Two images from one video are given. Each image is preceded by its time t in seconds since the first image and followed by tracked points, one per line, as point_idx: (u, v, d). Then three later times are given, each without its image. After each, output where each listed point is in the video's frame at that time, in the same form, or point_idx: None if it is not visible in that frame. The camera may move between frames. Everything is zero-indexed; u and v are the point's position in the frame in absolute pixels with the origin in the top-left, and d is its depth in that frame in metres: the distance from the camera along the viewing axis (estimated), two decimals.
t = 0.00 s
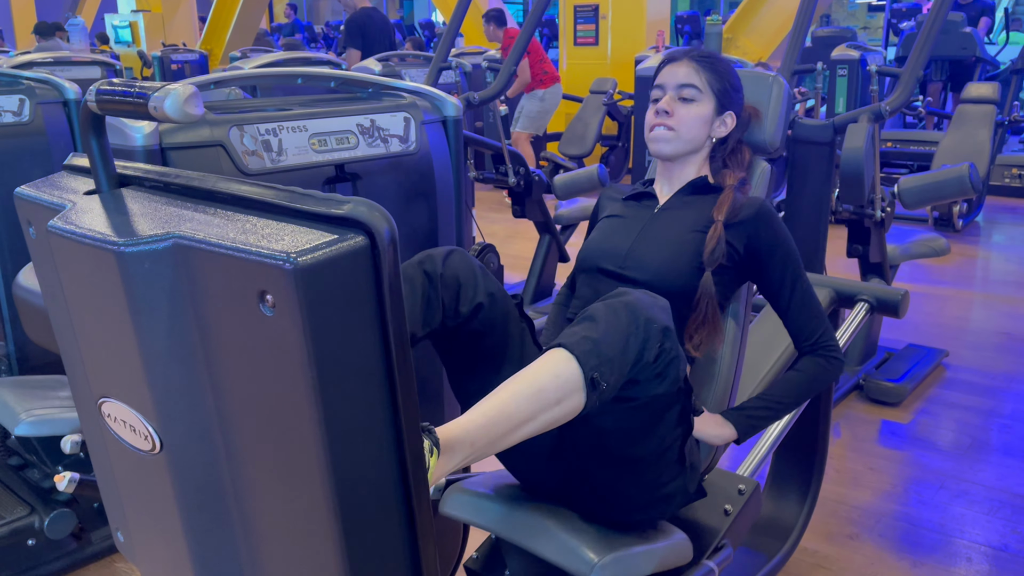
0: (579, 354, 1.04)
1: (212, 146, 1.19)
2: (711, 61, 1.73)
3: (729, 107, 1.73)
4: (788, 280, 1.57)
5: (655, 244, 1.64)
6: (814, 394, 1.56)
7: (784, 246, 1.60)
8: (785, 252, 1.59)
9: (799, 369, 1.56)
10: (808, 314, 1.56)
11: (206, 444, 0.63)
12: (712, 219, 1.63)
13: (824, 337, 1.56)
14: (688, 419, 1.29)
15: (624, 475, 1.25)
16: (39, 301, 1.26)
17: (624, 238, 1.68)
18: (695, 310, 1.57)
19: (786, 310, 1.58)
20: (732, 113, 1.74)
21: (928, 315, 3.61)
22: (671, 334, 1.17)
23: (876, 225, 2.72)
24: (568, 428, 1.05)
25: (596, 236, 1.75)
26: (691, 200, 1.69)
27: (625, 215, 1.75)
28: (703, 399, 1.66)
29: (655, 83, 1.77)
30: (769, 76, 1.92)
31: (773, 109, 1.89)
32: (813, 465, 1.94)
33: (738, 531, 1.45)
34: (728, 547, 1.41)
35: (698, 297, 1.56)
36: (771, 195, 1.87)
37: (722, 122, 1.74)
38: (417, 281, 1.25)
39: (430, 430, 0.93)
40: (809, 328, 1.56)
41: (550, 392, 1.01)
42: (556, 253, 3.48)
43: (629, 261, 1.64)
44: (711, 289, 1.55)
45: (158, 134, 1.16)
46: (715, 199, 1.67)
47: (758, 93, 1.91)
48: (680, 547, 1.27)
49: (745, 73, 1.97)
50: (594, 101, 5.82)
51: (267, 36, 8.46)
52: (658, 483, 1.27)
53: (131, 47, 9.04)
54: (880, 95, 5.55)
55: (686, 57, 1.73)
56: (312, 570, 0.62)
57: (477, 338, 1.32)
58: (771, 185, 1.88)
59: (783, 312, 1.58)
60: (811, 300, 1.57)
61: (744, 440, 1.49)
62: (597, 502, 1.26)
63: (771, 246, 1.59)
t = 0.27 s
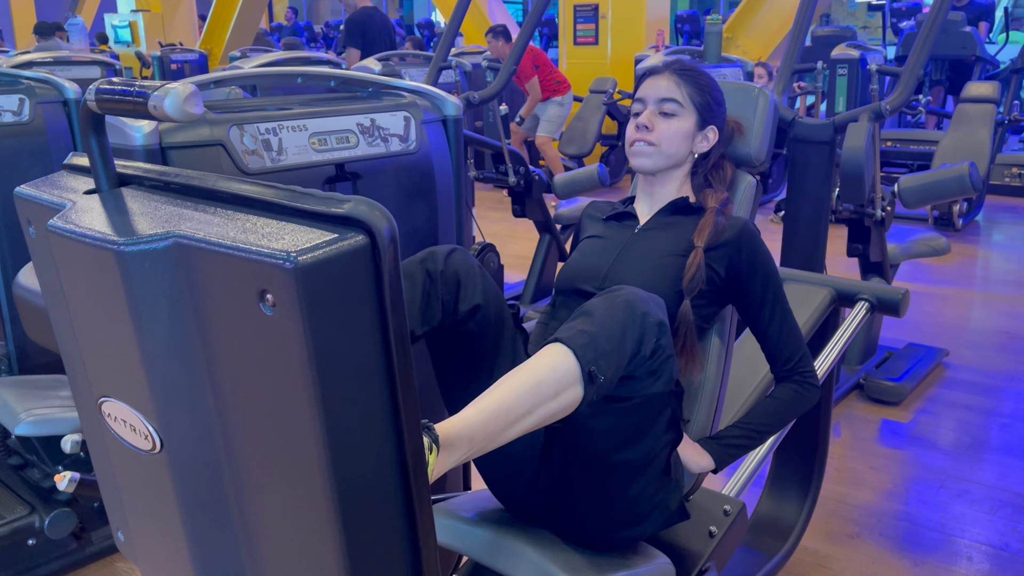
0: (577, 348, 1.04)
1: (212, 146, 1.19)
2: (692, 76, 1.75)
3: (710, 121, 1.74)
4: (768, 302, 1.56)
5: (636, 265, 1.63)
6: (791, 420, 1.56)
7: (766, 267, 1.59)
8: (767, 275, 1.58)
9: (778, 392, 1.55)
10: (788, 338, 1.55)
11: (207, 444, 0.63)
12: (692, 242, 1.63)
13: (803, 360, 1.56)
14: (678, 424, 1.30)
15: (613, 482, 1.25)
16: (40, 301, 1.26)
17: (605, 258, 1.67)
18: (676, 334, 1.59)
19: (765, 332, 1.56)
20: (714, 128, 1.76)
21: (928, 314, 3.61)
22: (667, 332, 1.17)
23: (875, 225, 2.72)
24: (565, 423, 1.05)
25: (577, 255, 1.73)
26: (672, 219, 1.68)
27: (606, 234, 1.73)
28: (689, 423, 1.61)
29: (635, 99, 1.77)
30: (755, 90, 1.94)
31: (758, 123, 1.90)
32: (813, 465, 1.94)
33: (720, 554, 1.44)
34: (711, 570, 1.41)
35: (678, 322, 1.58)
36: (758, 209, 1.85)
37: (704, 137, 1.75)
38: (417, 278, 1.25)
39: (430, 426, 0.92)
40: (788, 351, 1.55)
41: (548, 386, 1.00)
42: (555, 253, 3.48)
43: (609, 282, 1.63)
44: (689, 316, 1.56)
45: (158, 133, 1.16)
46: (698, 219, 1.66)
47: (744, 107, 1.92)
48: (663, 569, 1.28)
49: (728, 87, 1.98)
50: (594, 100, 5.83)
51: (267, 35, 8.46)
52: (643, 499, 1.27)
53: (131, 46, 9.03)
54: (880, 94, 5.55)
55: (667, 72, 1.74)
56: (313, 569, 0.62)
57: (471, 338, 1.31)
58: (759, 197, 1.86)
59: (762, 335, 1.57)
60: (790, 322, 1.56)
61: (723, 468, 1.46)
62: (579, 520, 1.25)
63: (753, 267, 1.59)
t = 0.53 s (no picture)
0: (582, 347, 1.04)
1: (214, 146, 1.19)
2: (706, 68, 1.73)
3: (725, 114, 1.73)
4: (777, 302, 1.56)
5: (649, 258, 1.62)
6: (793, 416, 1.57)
7: (777, 265, 1.58)
8: (778, 274, 1.57)
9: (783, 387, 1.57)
10: (793, 338, 1.56)
11: (210, 444, 0.63)
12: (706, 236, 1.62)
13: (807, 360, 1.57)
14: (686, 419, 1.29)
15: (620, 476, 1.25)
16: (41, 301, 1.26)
17: (618, 250, 1.67)
18: (691, 330, 1.60)
19: (771, 330, 1.57)
20: (728, 121, 1.74)
21: (928, 313, 3.61)
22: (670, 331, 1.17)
23: (876, 224, 2.72)
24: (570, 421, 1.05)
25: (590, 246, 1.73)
26: (685, 214, 1.67)
27: (618, 228, 1.73)
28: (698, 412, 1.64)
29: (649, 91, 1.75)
30: (762, 83, 1.90)
31: (766, 116, 1.88)
32: (814, 464, 1.94)
33: (730, 542, 1.44)
34: (721, 557, 1.40)
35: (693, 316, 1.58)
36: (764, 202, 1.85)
37: (718, 130, 1.73)
38: (421, 279, 1.25)
39: (434, 424, 0.92)
40: (793, 350, 1.56)
41: (554, 384, 1.01)
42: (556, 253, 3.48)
43: (622, 274, 1.62)
44: (706, 310, 1.57)
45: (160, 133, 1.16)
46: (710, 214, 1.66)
47: (752, 101, 1.89)
48: (673, 557, 1.26)
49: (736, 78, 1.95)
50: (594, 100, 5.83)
51: (267, 35, 8.47)
52: (652, 491, 1.27)
53: (131, 46, 9.03)
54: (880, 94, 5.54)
55: (681, 64, 1.72)
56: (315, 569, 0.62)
57: (478, 340, 1.32)
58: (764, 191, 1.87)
59: (768, 332, 1.57)
60: (798, 321, 1.56)
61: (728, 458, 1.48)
62: (588, 509, 1.24)
63: (765, 265, 1.58)
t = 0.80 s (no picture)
0: (580, 350, 1.04)
1: (213, 145, 1.19)
2: (734, 45, 1.74)
3: (752, 89, 1.73)
4: (803, 266, 1.59)
5: (678, 225, 1.64)
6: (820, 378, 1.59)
7: (801, 231, 1.61)
8: (803, 239, 1.60)
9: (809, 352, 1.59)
10: (820, 300, 1.59)
11: (209, 445, 0.63)
12: (733, 204, 1.63)
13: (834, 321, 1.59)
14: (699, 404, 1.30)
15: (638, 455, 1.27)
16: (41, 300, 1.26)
17: (646, 220, 1.69)
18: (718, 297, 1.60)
19: (797, 294, 1.60)
20: (756, 95, 1.75)
21: (928, 313, 3.61)
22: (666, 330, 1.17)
23: (876, 223, 2.73)
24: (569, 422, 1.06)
25: (619, 218, 1.75)
26: (714, 182, 1.69)
27: (647, 197, 1.75)
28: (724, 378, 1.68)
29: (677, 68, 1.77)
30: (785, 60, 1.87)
31: (791, 91, 1.84)
32: (815, 462, 1.94)
33: (757, 502, 1.47)
34: (749, 517, 1.43)
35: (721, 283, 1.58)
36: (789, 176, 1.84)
37: (745, 104, 1.74)
38: (426, 287, 1.24)
39: (436, 423, 0.93)
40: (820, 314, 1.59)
41: (554, 387, 1.01)
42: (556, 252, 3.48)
43: (653, 241, 1.65)
44: (734, 275, 1.57)
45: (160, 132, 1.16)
46: (737, 182, 1.67)
47: (775, 77, 1.85)
48: (705, 513, 1.29)
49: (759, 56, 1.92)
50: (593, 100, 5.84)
51: (267, 35, 8.47)
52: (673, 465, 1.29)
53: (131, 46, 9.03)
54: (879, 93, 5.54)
55: (709, 41, 1.73)
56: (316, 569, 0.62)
57: (488, 342, 1.33)
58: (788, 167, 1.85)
59: (794, 298, 1.60)
60: (823, 289, 1.59)
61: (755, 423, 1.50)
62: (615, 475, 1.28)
63: (789, 231, 1.61)
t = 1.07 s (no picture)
0: (574, 392, 1.14)
1: (209, 145, 1.19)
2: (767, 17, 1.74)
3: (785, 59, 1.74)
4: (834, 228, 1.64)
5: (716, 184, 1.67)
6: (850, 336, 1.65)
7: (832, 193, 1.65)
8: (834, 202, 1.64)
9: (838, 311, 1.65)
10: (849, 260, 1.64)
11: (203, 446, 0.63)
12: (767, 166, 1.67)
13: (864, 280, 1.64)
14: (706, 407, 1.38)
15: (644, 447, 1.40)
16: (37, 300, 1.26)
17: (682, 181, 1.72)
18: (756, 254, 1.63)
19: (829, 255, 1.65)
20: (789, 64, 1.76)
21: (926, 312, 3.62)
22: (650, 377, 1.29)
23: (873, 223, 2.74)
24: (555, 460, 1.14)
25: (656, 181, 1.79)
26: (750, 147, 1.71)
27: (683, 161, 1.78)
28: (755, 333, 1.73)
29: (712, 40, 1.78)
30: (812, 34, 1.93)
31: (818, 62, 1.89)
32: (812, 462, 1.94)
33: (786, 455, 1.54)
34: (779, 468, 1.50)
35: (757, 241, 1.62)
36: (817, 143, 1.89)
37: (779, 74, 1.75)
38: (428, 324, 1.31)
39: (431, 431, 0.93)
40: (850, 274, 1.64)
41: (547, 425, 1.09)
42: (553, 252, 3.48)
43: (690, 200, 1.68)
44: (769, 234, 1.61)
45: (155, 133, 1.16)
46: (772, 147, 1.70)
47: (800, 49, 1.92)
48: (735, 465, 1.40)
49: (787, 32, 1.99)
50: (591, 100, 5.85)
51: (265, 36, 8.46)
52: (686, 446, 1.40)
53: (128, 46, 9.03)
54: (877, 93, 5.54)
55: (742, 14, 1.73)
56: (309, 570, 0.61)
57: (495, 369, 1.38)
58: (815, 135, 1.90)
59: (826, 258, 1.66)
60: (854, 247, 1.64)
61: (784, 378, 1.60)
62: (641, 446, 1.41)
63: (821, 193, 1.65)
